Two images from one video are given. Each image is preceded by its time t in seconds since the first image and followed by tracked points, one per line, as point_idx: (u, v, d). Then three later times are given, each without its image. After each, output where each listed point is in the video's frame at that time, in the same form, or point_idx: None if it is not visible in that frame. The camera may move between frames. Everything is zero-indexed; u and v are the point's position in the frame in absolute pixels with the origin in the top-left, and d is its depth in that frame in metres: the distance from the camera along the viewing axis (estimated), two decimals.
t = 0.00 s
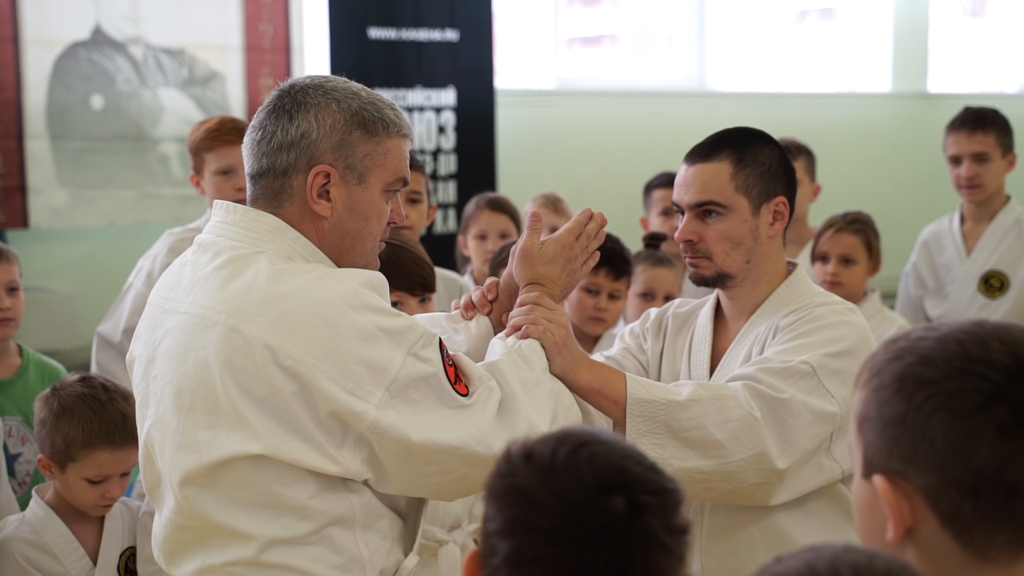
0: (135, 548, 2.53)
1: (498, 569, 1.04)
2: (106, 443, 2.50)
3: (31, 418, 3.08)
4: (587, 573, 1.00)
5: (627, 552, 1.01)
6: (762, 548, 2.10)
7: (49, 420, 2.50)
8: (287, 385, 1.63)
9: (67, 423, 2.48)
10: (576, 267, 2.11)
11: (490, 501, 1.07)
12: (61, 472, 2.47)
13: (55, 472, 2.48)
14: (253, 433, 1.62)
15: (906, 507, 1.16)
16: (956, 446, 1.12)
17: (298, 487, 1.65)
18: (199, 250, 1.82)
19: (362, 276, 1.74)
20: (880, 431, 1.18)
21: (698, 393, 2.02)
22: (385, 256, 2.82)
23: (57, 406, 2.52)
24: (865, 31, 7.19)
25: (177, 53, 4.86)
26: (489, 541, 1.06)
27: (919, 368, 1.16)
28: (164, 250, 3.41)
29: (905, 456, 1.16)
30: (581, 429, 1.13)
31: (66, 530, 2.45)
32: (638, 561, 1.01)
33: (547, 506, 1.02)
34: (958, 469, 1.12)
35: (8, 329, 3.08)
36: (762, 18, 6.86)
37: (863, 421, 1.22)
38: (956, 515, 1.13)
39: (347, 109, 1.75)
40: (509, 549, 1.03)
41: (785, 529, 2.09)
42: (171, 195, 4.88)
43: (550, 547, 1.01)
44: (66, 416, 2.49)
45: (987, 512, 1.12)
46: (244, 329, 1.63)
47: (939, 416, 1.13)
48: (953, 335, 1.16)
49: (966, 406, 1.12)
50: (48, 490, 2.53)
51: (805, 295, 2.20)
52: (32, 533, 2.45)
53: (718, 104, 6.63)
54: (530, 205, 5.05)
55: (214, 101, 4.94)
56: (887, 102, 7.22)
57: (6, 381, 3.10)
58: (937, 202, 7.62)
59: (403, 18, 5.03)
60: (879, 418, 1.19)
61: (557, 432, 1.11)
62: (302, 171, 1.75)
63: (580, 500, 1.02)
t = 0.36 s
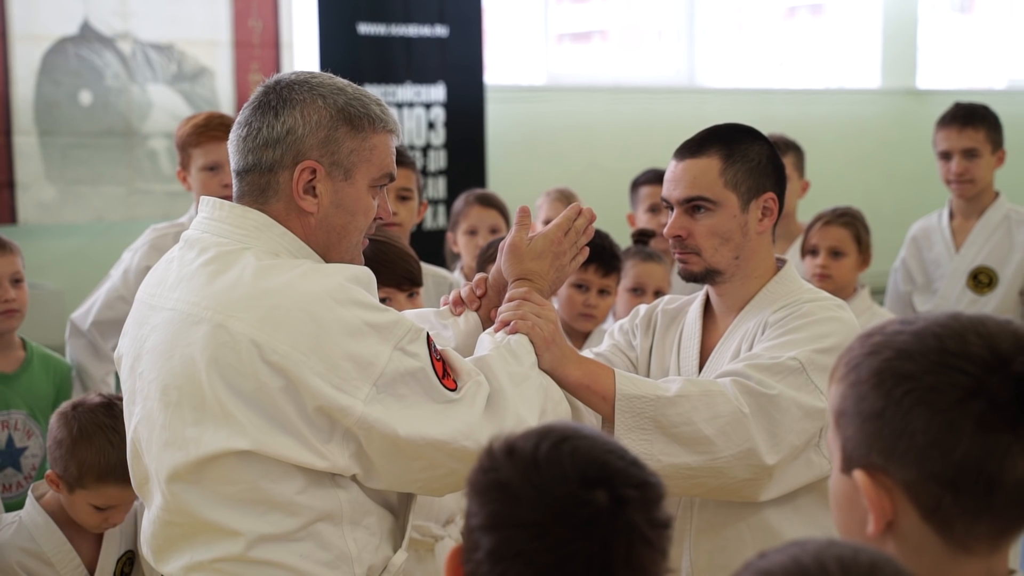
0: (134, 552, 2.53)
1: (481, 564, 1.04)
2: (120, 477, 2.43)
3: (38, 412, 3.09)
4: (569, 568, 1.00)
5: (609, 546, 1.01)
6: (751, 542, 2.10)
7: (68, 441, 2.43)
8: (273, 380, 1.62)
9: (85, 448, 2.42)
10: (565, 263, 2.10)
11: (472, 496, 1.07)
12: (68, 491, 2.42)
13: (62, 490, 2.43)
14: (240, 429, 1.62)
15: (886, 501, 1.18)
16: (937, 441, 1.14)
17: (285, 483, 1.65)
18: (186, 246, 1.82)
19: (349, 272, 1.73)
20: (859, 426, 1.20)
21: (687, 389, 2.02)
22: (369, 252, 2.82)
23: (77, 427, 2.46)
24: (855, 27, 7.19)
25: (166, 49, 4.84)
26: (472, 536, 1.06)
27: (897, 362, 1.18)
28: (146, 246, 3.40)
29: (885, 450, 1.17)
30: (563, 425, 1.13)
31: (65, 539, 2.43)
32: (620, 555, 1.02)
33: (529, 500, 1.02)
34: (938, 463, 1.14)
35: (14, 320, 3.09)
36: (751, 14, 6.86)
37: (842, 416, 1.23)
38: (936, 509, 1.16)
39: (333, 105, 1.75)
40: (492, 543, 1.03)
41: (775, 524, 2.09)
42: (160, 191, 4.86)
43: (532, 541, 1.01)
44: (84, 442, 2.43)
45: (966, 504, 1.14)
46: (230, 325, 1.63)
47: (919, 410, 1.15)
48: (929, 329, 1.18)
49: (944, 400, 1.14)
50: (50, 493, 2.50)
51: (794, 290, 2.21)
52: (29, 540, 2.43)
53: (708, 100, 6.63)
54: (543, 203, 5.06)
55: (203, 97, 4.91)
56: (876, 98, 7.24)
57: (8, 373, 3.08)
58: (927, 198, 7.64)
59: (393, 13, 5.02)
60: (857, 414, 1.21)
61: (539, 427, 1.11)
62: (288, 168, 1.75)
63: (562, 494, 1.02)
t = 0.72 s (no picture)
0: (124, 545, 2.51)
1: (463, 565, 1.04)
2: (105, 456, 2.45)
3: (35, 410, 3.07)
4: (550, 569, 1.00)
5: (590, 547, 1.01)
6: (740, 541, 2.11)
7: (53, 424, 2.45)
8: (261, 380, 1.62)
9: (69, 429, 2.44)
10: (555, 263, 2.10)
11: (454, 498, 1.07)
12: (56, 477, 2.43)
13: (50, 476, 2.44)
14: (228, 429, 1.61)
15: (875, 499, 1.18)
16: (924, 438, 1.14)
17: (272, 484, 1.64)
18: (175, 245, 1.81)
19: (337, 271, 1.73)
20: (846, 426, 1.20)
21: (676, 389, 2.02)
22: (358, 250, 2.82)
23: (61, 412, 2.48)
24: (845, 27, 7.20)
25: (156, 48, 4.83)
26: (454, 538, 1.05)
27: (883, 361, 1.18)
28: (137, 246, 3.40)
29: (872, 448, 1.17)
30: (546, 425, 1.13)
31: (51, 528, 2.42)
32: (601, 557, 1.02)
33: (511, 502, 1.02)
34: (926, 460, 1.14)
35: (14, 320, 3.07)
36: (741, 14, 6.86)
37: (829, 416, 1.23)
38: (923, 506, 1.16)
39: (320, 104, 1.75)
40: (474, 545, 1.02)
41: (764, 524, 2.09)
42: (150, 191, 4.86)
43: (515, 543, 1.01)
44: (68, 424, 2.45)
45: (954, 501, 1.15)
46: (218, 325, 1.62)
47: (906, 408, 1.15)
48: (915, 328, 1.18)
49: (930, 398, 1.14)
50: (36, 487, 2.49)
51: (783, 290, 2.21)
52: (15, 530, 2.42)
53: (698, 100, 6.64)
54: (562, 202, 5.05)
55: (194, 96, 4.91)
56: (866, 98, 7.26)
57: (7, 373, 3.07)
58: (916, 197, 7.66)
59: (384, 13, 5.01)
60: (844, 413, 1.21)
61: (522, 428, 1.11)
62: (276, 167, 1.74)
63: (544, 496, 1.02)
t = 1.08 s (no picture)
0: (113, 543, 2.49)
1: (447, 570, 1.04)
2: (75, 420, 2.49)
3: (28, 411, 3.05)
4: (535, 572, 1.00)
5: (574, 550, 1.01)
6: (731, 543, 2.11)
7: (19, 404, 2.51)
8: (253, 383, 1.62)
9: (35, 404, 2.49)
10: (546, 267, 2.10)
11: (437, 502, 1.07)
12: (33, 455, 2.47)
13: (29, 457, 2.48)
14: (220, 432, 1.61)
15: (874, 501, 1.19)
16: (926, 439, 1.14)
17: (263, 487, 1.64)
18: (167, 248, 1.81)
19: (330, 275, 1.73)
20: (847, 427, 1.20)
21: (668, 392, 2.03)
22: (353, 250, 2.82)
23: (26, 390, 2.54)
24: (836, 29, 7.22)
25: (147, 49, 4.82)
26: (437, 542, 1.05)
27: (884, 363, 1.18)
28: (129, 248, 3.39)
29: (874, 450, 1.18)
30: (530, 428, 1.13)
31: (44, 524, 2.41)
32: (586, 559, 1.02)
33: (493, 505, 1.02)
34: (926, 462, 1.15)
35: (5, 323, 3.06)
36: (732, 16, 6.86)
37: (828, 418, 1.24)
38: (924, 508, 1.16)
39: (302, 104, 1.74)
40: (458, 549, 1.02)
41: (754, 526, 2.10)
42: (141, 192, 4.85)
43: (498, 546, 1.01)
44: (33, 399, 2.50)
45: (954, 503, 1.15)
46: (209, 328, 1.62)
47: (907, 410, 1.15)
48: (915, 330, 1.19)
49: (931, 399, 1.14)
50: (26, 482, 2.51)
51: (775, 294, 2.21)
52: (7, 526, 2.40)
53: (688, 101, 6.65)
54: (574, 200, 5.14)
55: (184, 97, 4.90)
56: (856, 99, 7.28)
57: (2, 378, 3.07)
58: (905, 198, 7.69)
59: (374, 14, 5.01)
60: (844, 416, 1.21)
61: (505, 431, 1.11)
62: (262, 170, 1.74)
63: (528, 499, 1.02)
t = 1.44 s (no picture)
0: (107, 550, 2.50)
1: (440, 574, 1.04)
2: (72, 434, 2.45)
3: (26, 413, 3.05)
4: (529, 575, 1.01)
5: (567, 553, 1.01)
6: (726, 543, 2.11)
7: (22, 407, 2.48)
8: (249, 383, 1.62)
9: (36, 410, 2.46)
10: (540, 265, 2.11)
11: (430, 505, 1.07)
12: (29, 462, 2.45)
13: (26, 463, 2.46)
14: (216, 432, 1.61)
15: (872, 503, 1.19)
16: (925, 441, 1.15)
17: (260, 487, 1.64)
18: (160, 249, 1.81)
19: (326, 275, 1.73)
20: (843, 430, 1.21)
21: (662, 391, 2.03)
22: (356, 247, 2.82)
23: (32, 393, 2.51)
24: (829, 29, 7.24)
25: (139, 48, 4.82)
26: (430, 545, 1.06)
27: (880, 365, 1.19)
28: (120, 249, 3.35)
29: (871, 453, 1.18)
30: (522, 429, 1.13)
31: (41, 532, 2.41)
32: (579, 561, 1.02)
33: (486, 507, 1.02)
34: (925, 464, 1.15)
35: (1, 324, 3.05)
36: (725, 16, 6.86)
37: (824, 421, 1.24)
38: (923, 510, 1.16)
39: (266, 95, 1.74)
40: (451, 553, 1.03)
41: (748, 525, 2.10)
42: (133, 191, 4.83)
43: (491, 549, 1.01)
44: (36, 404, 2.47)
45: (953, 505, 1.16)
46: (204, 328, 1.62)
47: (906, 412, 1.16)
48: (911, 332, 1.19)
49: (930, 401, 1.15)
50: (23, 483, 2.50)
51: (769, 293, 2.22)
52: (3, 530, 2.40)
53: (682, 101, 6.65)
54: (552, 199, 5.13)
55: (177, 97, 4.90)
56: (848, 99, 7.30)
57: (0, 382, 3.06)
58: (897, 198, 7.70)
59: (368, 14, 5.01)
60: (840, 418, 1.21)
61: (497, 433, 1.11)
62: (241, 169, 1.75)
63: (521, 502, 1.02)
